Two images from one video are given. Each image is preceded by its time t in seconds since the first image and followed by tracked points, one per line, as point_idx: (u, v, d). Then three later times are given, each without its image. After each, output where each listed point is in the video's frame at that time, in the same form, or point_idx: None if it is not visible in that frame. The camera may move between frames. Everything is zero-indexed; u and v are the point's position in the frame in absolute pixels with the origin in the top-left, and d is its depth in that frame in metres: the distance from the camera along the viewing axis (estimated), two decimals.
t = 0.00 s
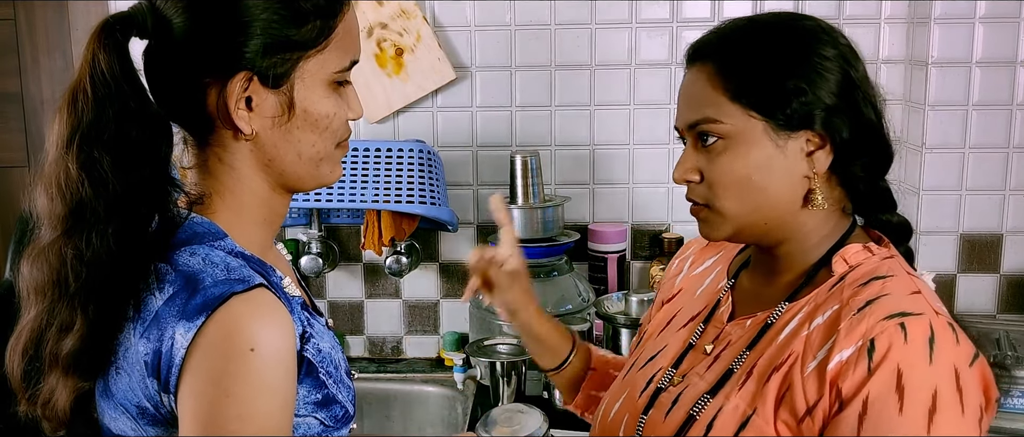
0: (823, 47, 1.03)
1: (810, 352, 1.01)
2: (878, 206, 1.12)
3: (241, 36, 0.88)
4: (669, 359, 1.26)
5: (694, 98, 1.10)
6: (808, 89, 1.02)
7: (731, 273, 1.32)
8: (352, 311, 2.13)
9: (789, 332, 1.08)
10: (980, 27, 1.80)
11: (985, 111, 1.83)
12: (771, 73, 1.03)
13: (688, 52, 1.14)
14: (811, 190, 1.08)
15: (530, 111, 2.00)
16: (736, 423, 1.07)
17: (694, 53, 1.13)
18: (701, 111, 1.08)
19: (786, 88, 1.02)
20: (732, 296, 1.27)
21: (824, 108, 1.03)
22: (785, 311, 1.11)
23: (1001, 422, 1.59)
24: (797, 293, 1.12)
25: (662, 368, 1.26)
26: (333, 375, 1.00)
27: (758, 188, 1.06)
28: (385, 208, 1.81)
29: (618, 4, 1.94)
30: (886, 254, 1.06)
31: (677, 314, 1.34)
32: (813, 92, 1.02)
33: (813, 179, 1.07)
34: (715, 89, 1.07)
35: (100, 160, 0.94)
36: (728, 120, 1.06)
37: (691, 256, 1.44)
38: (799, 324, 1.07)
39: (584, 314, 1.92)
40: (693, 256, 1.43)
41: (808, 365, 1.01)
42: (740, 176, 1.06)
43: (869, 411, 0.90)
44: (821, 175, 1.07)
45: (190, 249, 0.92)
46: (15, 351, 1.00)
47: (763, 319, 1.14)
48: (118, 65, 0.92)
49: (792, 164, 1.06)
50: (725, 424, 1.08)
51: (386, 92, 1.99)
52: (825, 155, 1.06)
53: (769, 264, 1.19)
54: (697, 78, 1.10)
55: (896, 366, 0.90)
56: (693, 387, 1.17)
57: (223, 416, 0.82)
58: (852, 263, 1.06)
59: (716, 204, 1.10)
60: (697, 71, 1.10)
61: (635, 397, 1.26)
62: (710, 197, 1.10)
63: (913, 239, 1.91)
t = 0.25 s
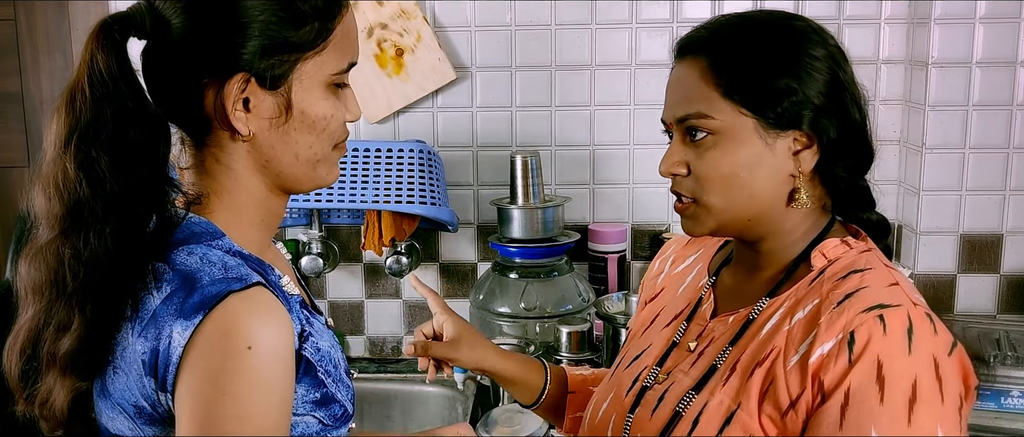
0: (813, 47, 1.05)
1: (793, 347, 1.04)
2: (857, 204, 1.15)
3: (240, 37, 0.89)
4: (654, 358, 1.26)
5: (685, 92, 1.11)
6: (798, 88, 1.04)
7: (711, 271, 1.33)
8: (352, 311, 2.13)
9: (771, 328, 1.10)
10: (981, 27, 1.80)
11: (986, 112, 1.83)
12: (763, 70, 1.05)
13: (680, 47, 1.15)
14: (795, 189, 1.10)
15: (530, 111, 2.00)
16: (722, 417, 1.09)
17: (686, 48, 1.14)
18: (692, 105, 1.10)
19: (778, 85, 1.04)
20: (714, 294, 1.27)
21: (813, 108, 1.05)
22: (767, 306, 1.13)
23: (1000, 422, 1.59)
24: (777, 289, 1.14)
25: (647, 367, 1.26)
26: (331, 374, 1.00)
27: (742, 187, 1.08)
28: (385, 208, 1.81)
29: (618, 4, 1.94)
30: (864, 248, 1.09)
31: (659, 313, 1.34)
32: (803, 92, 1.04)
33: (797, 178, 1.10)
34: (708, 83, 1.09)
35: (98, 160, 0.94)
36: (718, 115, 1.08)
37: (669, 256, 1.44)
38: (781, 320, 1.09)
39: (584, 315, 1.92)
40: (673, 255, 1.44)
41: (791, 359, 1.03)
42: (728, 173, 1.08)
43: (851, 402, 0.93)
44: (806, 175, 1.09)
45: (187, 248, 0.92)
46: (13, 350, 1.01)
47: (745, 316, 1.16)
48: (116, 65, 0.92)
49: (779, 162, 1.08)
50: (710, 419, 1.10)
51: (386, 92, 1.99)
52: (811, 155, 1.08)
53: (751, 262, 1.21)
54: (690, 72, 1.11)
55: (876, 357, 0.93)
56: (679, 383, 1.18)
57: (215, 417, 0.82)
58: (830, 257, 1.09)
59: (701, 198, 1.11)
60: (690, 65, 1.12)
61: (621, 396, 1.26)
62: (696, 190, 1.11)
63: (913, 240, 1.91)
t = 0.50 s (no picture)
0: (806, 48, 1.06)
1: (787, 341, 1.04)
2: (847, 203, 1.14)
3: (236, 38, 0.89)
4: (648, 356, 1.26)
5: (677, 90, 1.11)
6: (789, 89, 1.05)
7: (702, 269, 1.32)
8: (352, 311, 2.13)
9: (764, 324, 1.10)
10: (982, 27, 1.80)
11: (986, 112, 1.83)
12: (755, 69, 1.05)
13: (671, 45, 1.15)
14: (785, 187, 1.11)
15: (531, 111, 2.00)
16: (718, 413, 1.09)
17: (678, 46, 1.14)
18: (684, 104, 1.10)
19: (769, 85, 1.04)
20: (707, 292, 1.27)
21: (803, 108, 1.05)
22: (761, 302, 1.13)
23: (1001, 422, 1.59)
24: (769, 286, 1.14)
25: (641, 365, 1.25)
26: (329, 372, 1.00)
27: (733, 185, 1.08)
28: (386, 208, 1.81)
29: (619, 4, 1.94)
30: (853, 244, 1.09)
31: (651, 312, 1.34)
32: (794, 92, 1.05)
33: (787, 177, 1.10)
34: (700, 82, 1.09)
35: (94, 159, 0.93)
36: (710, 114, 1.08)
37: (660, 254, 1.44)
38: (774, 315, 1.09)
39: (584, 314, 1.92)
40: (663, 253, 1.43)
41: (786, 354, 1.03)
42: (720, 171, 1.08)
43: (846, 396, 0.94)
44: (796, 174, 1.10)
45: (184, 248, 0.92)
46: (9, 350, 1.01)
47: (738, 312, 1.15)
48: (112, 64, 0.92)
49: (769, 162, 1.08)
50: (707, 415, 1.10)
51: (386, 92, 1.99)
52: (802, 154, 1.08)
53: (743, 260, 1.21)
54: (682, 71, 1.11)
55: (871, 350, 0.94)
56: (673, 380, 1.18)
57: (215, 416, 0.81)
58: (822, 253, 1.09)
59: (693, 195, 1.11)
60: (681, 63, 1.12)
61: (616, 395, 1.26)
62: (688, 188, 1.11)
63: (914, 240, 1.91)
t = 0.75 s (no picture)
0: (793, 42, 1.07)
1: (782, 339, 1.04)
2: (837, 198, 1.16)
3: (232, 39, 0.89)
4: (643, 355, 1.26)
5: (671, 89, 1.12)
6: (780, 80, 1.06)
7: (697, 268, 1.32)
8: (352, 311, 2.13)
9: (759, 323, 1.10)
10: (982, 27, 1.80)
11: (986, 112, 1.83)
12: (745, 63, 1.06)
13: (660, 50, 1.16)
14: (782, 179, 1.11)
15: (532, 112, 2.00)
16: (714, 411, 1.09)
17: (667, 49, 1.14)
18: (680, 101, 1.10)
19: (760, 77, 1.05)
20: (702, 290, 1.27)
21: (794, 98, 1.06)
22: (756, 300, 1.13)
23: (1000, 422, 1.59)
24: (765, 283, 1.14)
25: (636, 363, 1.25)
26: (326, 373, 1.00)
27: (731, 179, 1.08)
28: (387, 208, 1.81)
29: (619, 4, 1.94)
30: (847, 243, 1.09)
31: (647, 310, 1.34)
32: (785, 83, 1.06)
33: (784, 169, 1.10)
34: (692, 79, 1.09)
35: (89, 160, 0.93)
36: (705, 109, 1.08)
37: (655, 254, 1.44)
38: (769, 314, 1.09)
39: (585, 315, 1.92)
40: (659, 254, 1.43)
41: (781, 352, 1.03)
42: (717, 166, 1.08)
43: (841, 393, 0.94)
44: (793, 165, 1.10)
45: (179, 249, 0.92)
46: (6, 350, 1.01)
47: (733, 310, 1.15)
48: (107, 64, 0.92)
49: (767, 154, 1.08)
50: (703, 413, 1.10)
51: (387, 92, 1.99)
52: (797, 144, 1.09)
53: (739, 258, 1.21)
54: (674, 71, 1.12)
55: (866, 348, 0.94)
56: (669, 379, 1.18)
57: (212, 418, 0.82)
58: (817, 252, 1.09)
59: (693, 193, 1.11)
60: (672, 64, 1.12)
61: (612, 393, 1.26)
62: (688, 186, 1.11)
63: (915, 240, 1.91)
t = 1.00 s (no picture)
0: (788, 45, 1.07)
1: (776, 334, 1.05)
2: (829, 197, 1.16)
3: (230, 40, 0.89)
4: (639, 354, 1.25)
5: (663, 91, 1.12)
6: (773, 85, 1.06)
7: (691, 267, 1.32)
8: (353, 311, 2.13)
9: (753, 319, 1.10)
10: (982, 27, 1.80)
11: (987, 112, 1.83)
12: (739, 68, 1.06)
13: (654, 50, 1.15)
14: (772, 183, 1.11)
15: (532, 112, 2.00)
16: (709, 408, 1.09)
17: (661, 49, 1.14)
18: (672, 103, 1.10)
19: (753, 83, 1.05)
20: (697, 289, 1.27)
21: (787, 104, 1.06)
22: (749, 297, 1.13)
23: (1001, 422, 1.59)
24: (758, 280, 1.14)
25: (632, 363, 1.25)
26: (322, 373, 1.00)
27: (723, 180, 1.09)
28: (388, 208, 1.81)
29: (620, 4, 1.94)
30: (840, 239, 1.09)
31: (642, 310, 1.34)
32: (778, 88, 1.06)
33: (775, 173, 1.10)
34: (686, 82, 1.09)
35: (86, 161, 0.94)
36: (697, 112, 1.08)
37: (649, 254, 1.43)
38: (763, 309, 1.09)
39: (585, 315, 1.92)
40: (652, 253, 1.43)
41: (775, 346, 1.04)
42: (707, 168, 1.08)
43: (836, 387, 0.94)
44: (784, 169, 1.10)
45: (176, 250, 0.92)
46: (3, 351, 1.01)
47: (727, 308, 1.15)
48: (104, 64, 0.92)
49: (758, 158, 1.09)
50: (699, 410, 1.10)
51: (388, 92, 1.99)
52: (788, 149, 1.09)
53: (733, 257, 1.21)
54: (667, 73, 1.11)
55: (859, 342, 0.94)
56: (664, 376, 1.17)
57: (211, 417, 0.82)
58: (808, 249, 1.09)
59: (682, 195, 1.11)
60: (666, 65, 1.12)
61: (608, 392, 1.26)
62: (679, 188, 1.11)
63: (916, 240, 1.90)
